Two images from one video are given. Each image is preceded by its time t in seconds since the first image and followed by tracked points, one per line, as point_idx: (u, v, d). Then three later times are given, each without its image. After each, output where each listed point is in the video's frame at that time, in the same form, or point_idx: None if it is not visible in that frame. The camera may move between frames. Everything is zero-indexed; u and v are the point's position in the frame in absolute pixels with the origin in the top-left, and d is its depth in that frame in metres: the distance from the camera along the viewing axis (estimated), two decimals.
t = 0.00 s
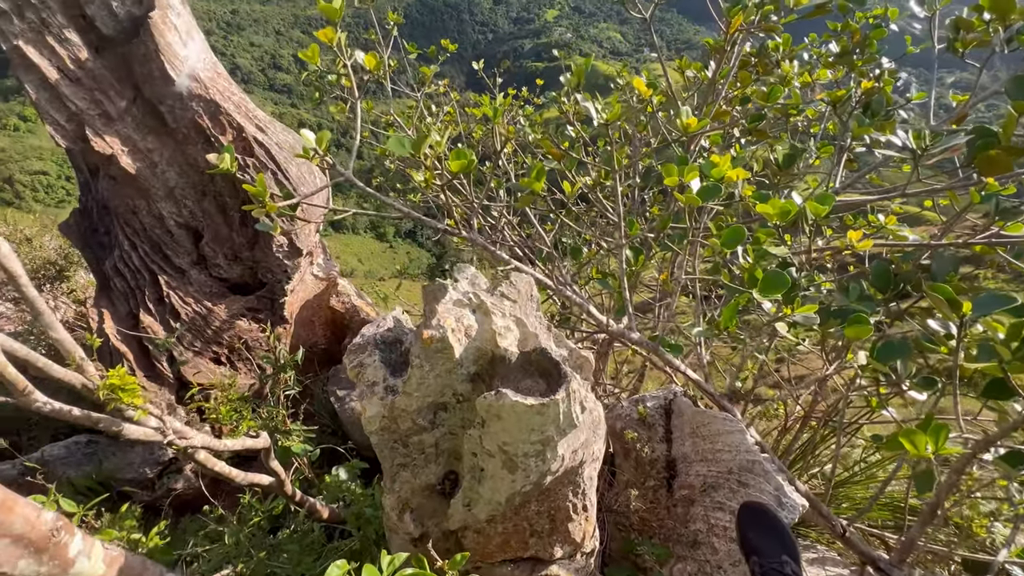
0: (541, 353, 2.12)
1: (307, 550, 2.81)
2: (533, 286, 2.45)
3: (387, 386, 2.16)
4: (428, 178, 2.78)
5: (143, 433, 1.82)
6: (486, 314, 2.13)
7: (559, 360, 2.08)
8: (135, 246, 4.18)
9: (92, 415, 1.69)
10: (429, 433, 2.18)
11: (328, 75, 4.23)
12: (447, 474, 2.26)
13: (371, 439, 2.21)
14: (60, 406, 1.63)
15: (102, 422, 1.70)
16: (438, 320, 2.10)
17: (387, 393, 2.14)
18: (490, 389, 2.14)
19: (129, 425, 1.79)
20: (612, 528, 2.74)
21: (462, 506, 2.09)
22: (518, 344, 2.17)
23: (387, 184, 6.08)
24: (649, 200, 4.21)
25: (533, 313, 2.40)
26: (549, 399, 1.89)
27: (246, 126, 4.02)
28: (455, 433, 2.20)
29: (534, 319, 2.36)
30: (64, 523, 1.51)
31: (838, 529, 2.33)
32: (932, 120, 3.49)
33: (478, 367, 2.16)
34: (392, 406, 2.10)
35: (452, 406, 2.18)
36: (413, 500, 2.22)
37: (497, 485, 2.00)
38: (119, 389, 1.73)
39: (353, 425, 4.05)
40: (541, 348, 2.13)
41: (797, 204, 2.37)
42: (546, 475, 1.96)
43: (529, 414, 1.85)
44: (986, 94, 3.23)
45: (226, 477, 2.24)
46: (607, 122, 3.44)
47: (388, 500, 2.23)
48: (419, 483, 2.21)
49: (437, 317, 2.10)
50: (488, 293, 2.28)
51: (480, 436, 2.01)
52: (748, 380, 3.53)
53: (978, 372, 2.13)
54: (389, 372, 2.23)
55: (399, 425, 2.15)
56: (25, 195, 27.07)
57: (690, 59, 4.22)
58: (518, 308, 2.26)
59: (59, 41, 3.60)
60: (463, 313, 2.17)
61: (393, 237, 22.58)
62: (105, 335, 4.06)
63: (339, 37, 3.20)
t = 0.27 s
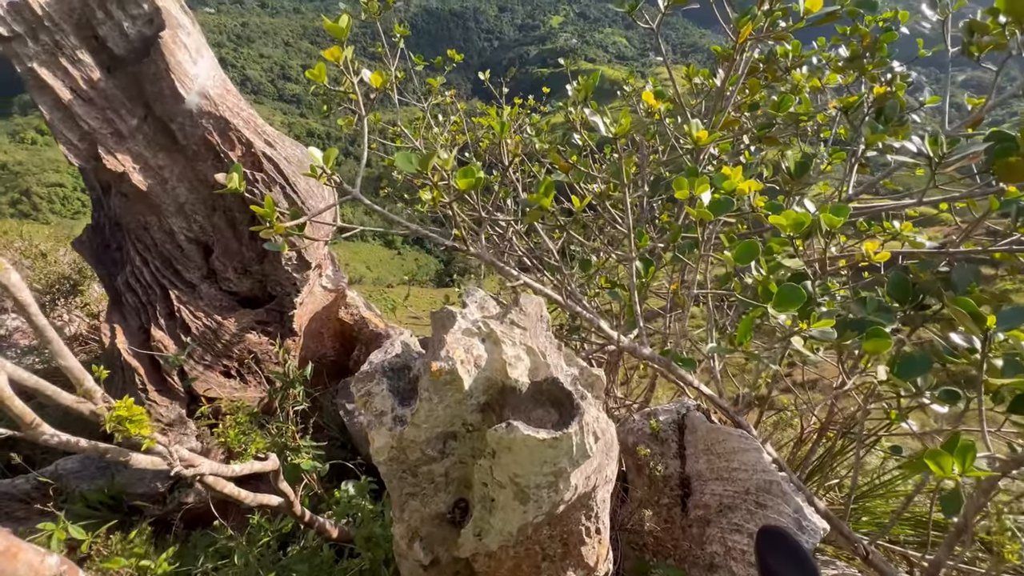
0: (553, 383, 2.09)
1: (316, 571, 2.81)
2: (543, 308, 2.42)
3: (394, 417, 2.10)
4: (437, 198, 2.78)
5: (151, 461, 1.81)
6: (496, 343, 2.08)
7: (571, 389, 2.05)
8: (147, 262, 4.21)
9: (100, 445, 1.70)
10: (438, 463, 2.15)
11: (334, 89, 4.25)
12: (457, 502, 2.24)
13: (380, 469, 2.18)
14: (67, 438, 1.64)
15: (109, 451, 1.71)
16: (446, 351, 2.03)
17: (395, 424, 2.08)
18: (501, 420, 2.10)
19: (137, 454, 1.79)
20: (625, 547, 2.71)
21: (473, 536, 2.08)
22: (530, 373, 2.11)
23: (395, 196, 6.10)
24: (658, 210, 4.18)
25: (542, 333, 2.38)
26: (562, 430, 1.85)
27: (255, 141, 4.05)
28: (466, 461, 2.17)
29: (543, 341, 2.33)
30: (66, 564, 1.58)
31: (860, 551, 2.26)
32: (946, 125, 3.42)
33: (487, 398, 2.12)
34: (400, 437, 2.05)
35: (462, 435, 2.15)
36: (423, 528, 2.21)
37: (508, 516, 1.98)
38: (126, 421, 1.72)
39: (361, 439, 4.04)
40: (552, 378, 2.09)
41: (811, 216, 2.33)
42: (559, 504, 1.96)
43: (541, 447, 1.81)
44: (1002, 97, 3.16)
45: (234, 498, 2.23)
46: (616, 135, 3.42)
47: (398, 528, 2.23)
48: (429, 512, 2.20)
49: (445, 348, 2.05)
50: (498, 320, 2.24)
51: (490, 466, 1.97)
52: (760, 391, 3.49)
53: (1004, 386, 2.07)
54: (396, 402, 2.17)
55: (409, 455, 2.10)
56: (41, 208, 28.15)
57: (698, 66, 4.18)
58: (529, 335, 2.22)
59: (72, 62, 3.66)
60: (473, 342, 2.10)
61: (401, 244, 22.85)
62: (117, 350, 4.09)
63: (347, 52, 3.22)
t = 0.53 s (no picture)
0: (559, 405, 2.08)
1: None
2: (549, 323, 2.40)
3: (399, 438, 2.10)
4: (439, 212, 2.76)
5: (153, 483, 1.79)
6: (501, 364, 2.09)
7: (579, 411, 2.04)
8: (153, 274, 4.22)
9: (102, 470, 1.69)
10: (444, 485, 2.15)
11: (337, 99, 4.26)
12: (462, 523, 2.25)
13: (384, 492, 2.17)
14: (68, 461, 1.63)
15: (111, 475, 1.70)
16: (450, 375, 2.02)
17: (400, 447, 2.07)
18: (507, 443, 2.08)
19: (139, 476, 1.77)
20: (635, 561, 2.68)
21: (479, 558, 2.07)
22: (536, 395, 2.11)
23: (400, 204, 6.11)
24: (662, 217, 4.16)
25: (548, 348, 2.37)
26: (569, 455, 1.83)
27: (259, 153, 4.06)
28: (471, 483, 2.17)
29: (549, 357, 2.32)
30: None
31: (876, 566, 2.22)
32: (955, 128, 3.38)
33: (493, 420, 2.11)
34: (405, 460, 2.05)
35: (468, 457, 2.13)
36: (428, 550, 2.21)
37: (516, 539, 1.95)
38: (128, 444, 1.72)
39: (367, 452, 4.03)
40: (559, 399, 2.07)
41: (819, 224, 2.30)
42: (567, 526, 1.94)
43: (548, 472, 1.79)
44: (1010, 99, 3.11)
45: (239, 514, 2.22)
46: (620, 144, 3.41)
47: (404, 550, 2.22)
48: (434, 534, 2.20)
49: (449, 371, 2.04)
50: (503, 340, 2.24)
51: (498, 489, 1.96)
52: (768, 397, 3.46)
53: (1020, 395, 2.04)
54: (401, 423, 2.17)
55: (413, 478, 2.10)
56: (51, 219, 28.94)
57: (701, 71, 4.16)
58: (534, 356, 2.21)
59: (78, 78, 3.68)
60: (478, 364, 2.10)
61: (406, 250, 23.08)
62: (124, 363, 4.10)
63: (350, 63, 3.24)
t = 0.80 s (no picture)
0: (564, 427, 2.05)
1: None
2: (552, 338, 2.38)
3: (400, 462, 2.07)
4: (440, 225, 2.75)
5: (151, 508, 1.76)
6: (504, 387, 2.08)
7: (586, 435, 2.02)
8: (154, 285, 4.21)
9: (96, 494, 1.66)
10: (446, 510, 2.14)
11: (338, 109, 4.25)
12: (466, 547, 2.25)
13: (385, 516, 2.15)
14: (62, 488, 1.60)
15: (105, 499, 1.67)
16: (452, 398, 1.99)
17: (401, 471, 2.05)
18: (510, 467, 2.07)
19: (135, 502, 1.73)
20: None
21: None
22: (540, 418, 2.08)
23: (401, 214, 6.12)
24: (665, 225, 4.14)
25: (552, 364, 2.35)
26: (575, 481, 1.80)
27: (260, 164, 4.05)
28: (473, 506, 2.18)
29: (553, 373, 2.30)
30: None
31: None
32: (961, 134, 3.32)
33: (497, 442, 2.11)
34: (406, 485, 2.03)
35: (471, 480, 2.15)
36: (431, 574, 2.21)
37: (519, 565, 1.92)
38: (122, 469, 1.68)
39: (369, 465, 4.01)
40: (564, 422, 2.05)
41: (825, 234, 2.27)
42: (573, 551, 1.90)
43: (554, 498, 1.77)
44: (1015, 103, 3.08)
45: (238, 534, 2.19)
46: (622, 154, 3.39)
47: None
48: (437, 557, 2.19)
49: (451, 394, 2.01)
50: (506, 360, 2.22)
51: (501, 514, 1.93)
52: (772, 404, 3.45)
53: None
54: (401, 445, 2.14)
55: (415, 503, 2.09)
56: (56, 230, 29.86)
57: (702, 79, 4.15)
58: (539, 374, 2.19)
59: (80, 91, 3.68)
60: (481, 386, 2.08)
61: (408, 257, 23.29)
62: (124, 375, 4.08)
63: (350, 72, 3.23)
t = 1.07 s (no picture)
0: (567, 451, 2.03)
1: None
2: (554, 353, 2.37)
3: (399, 486, 2.04)
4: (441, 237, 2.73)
5: (143, 532, 1.74)
6: (506, 409, 2.06)
7: (590, 458, 2.00)
8: (153, 296, 4.19)
9: (88, 519, 1.64)
10: (447, 534, 2.11)
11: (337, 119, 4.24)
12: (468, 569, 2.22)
13: (384, 541, 2.12)
14: (52, 514, 1.57)
15: (98, 524, 1.65)
16: (453, 423, 1.96)
17: (401, 495, 2.02)
18: (513, 490, 2.05)
19: (128, 526, 1.71)
20: None
21: None
22: (544, 441, 2.06)
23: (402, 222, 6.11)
24: (666, 233, 4.12)
25: (555, 380, 2.34)
26: (579, 508, 1.78)
27: (260, 174, 4.05)
28: (475, 530, 2.15)
29: (556, 389, 2.28)
30: None
31: None
32: (963, 141, 3.29)
33: (498, 466, 2.09)
34: (406, 509, 2.00)
35: (472, 503, 2.13)
36: None
37: None
38: (113, 493, 1.67)
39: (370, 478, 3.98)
40: (568, 445, 2.03)
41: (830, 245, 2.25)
42: None
43: (559, 526, 1.74)
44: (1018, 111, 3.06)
45: (236, 553, 2.16)
46: (623, 164, 3.38)
47: None
48: None
49: (452, 418, 1.98)
50: (509, 381, 2.20)
51: (503, 540, 1.90)
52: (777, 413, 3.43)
53: None
54: (400, 469, 2.11)
55: (415, 528, 2.06)
56: (58, 238, 30.06)
57: (703, 86, 4.15)
58: (541, 396, 2.16)
59: (79, 103, 3.67)
60: (483, 410, 2.06)
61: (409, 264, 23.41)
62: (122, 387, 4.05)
63: (351, 83, 3.23)
